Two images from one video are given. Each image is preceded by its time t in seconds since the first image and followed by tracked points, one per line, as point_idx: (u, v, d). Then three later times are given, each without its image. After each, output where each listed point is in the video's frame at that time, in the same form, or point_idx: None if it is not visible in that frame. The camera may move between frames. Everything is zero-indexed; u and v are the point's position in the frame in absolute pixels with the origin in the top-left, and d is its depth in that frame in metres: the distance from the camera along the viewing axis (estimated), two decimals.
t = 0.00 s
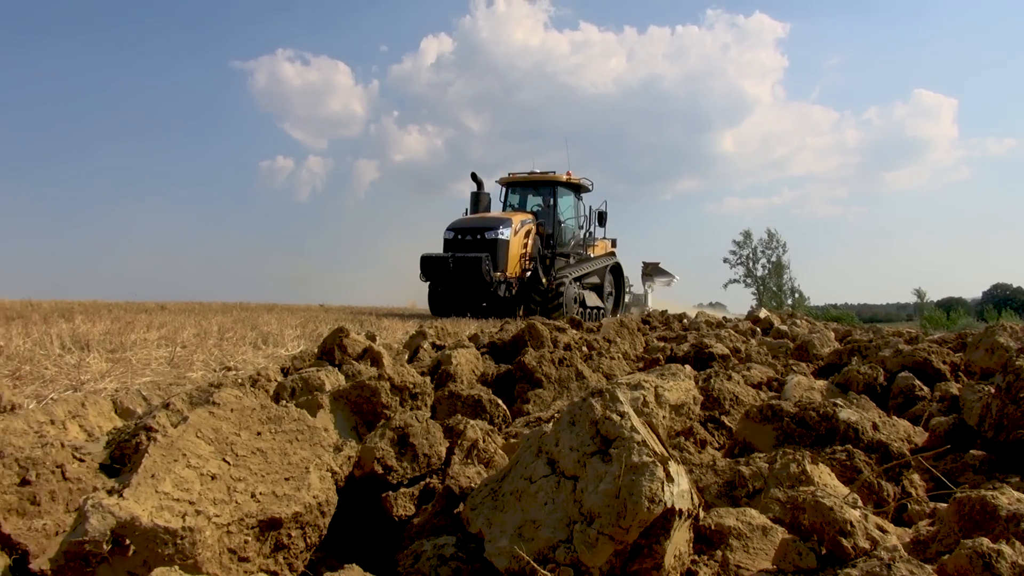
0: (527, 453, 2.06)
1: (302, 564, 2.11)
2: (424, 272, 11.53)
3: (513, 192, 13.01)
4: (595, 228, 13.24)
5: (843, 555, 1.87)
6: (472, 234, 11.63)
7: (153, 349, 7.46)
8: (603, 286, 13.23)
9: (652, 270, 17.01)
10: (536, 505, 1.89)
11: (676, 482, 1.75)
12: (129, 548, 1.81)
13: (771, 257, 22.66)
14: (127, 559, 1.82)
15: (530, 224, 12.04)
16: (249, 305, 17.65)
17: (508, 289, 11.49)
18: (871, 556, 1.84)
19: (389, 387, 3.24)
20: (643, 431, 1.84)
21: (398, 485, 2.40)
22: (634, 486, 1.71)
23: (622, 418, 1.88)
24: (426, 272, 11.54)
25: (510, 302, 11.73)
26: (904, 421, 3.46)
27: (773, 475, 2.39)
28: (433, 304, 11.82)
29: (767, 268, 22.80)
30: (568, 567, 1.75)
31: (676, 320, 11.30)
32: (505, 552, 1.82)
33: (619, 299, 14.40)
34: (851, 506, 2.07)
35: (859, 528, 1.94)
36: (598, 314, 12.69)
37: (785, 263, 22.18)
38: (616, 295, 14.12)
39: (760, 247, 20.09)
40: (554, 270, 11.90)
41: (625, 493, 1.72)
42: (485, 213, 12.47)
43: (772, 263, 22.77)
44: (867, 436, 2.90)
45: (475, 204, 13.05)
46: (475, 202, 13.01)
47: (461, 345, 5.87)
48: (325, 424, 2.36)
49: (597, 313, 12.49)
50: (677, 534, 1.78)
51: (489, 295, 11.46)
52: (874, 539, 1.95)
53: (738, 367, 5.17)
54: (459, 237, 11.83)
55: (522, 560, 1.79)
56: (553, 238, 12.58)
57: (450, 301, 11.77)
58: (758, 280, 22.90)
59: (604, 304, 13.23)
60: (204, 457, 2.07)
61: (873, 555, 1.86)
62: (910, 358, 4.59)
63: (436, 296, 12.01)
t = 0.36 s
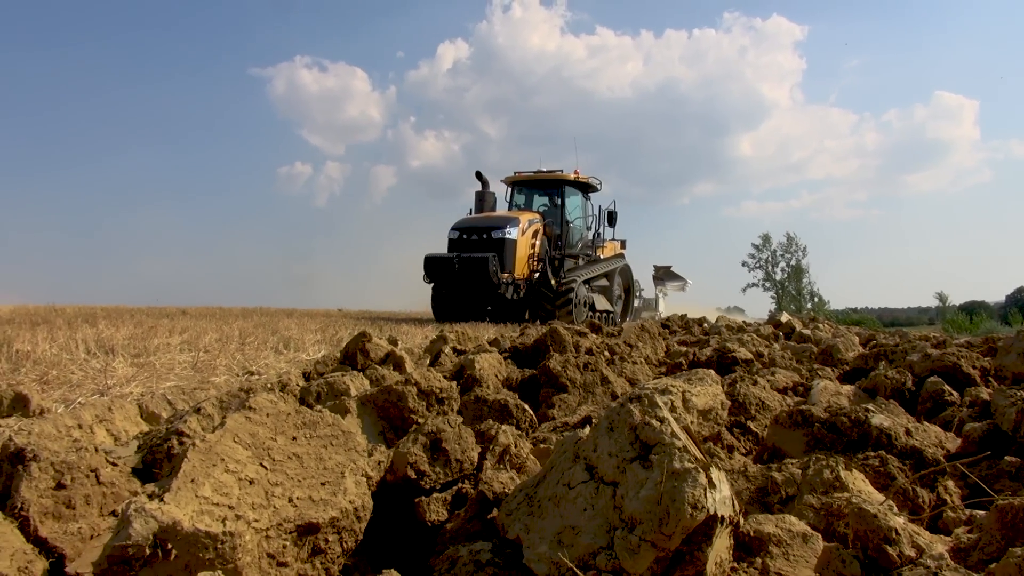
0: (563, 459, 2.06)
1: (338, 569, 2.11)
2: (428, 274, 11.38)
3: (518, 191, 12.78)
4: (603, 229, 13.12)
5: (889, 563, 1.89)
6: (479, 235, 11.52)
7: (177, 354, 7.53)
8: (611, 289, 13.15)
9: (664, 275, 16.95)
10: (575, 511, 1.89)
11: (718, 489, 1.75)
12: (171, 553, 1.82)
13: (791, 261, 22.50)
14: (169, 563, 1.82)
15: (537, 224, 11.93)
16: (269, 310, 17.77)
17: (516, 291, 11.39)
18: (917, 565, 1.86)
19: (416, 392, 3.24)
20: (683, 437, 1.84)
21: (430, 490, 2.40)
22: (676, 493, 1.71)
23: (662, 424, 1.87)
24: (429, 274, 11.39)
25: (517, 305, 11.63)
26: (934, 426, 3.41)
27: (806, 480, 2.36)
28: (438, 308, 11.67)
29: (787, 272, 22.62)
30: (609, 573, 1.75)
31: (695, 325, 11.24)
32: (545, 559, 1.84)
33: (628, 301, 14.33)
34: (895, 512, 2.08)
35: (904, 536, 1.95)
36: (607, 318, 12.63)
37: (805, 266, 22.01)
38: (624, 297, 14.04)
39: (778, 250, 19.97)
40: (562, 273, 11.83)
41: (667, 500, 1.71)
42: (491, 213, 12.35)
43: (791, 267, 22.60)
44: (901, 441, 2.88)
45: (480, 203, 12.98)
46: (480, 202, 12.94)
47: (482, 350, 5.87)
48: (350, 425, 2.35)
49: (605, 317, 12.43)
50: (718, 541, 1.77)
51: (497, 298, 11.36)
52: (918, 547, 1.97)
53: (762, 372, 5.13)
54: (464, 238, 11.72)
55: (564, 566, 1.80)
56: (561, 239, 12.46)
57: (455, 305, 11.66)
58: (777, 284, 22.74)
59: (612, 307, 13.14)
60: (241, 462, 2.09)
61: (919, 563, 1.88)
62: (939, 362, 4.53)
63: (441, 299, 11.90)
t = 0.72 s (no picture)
0: (599, 466, 2.10)
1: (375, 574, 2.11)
2: (432, 276, 11.13)
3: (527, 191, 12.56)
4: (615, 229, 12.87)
5: (936, 570, 1.92)
6: (484, 236, 11.27)
7: (202, 359, 7.59)
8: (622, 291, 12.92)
9: (677, 277, 16.81)
10: (614, 516, 1.91)
11: (760, 495, 1.76)
12: (212, 556, 1.84)
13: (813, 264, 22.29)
14: (210, 566, 1.84)
15: (544, 225, 11.65)
16: (291, 314, 17.89)
17: (523, 294, 11.15)
18: (964, 571, 1.90)
19: (444, 397, 3.25)
20: (723, 443, 1.87)
21: (463, 494, 2.40)
22: (718, 499, 1.73)
23: (701, 430, 1.91)
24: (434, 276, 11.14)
25: (523, 309, 11.39)
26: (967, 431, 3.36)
27: (841, 487, 2.35)
28: (442, 311, 11.44)
29: (809, 275, 22.42)
30: None
31: (717, 329, 11.16)
32: (583, 563, 1.84)
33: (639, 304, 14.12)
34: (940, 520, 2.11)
35: (950, 543, 1.98)
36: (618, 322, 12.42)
37: (827, 270, 21.80)
38: (636, 299, 13.81)
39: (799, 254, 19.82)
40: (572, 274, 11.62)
41: (709, 506, 1.74)
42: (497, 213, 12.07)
43: (813, 270, 22.39)
44: (936, 447, 2.86)
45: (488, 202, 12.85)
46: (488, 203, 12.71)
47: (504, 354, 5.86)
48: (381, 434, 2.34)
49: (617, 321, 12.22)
50: (760, 547, 1.77)
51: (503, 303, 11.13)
52: (965, 554, 1.99)
53: (788, 377, 5.08)
54: (469, 239, 11.47)
55: (603, 570, 1.81)
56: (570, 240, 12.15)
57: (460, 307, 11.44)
58: (799, 288, 22.54)
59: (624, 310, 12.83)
60: (279, 466, 2.10)
61: (966, 570, 1.91)
62: (970, 367, 4.48)
63: (446, 301, 11.69)
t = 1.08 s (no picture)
0: (634, 473, 2.12)
1: None
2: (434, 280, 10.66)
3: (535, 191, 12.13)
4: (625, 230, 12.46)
5: None
6: (489, 238, 10.80)
7: (227, 365, 7.66)
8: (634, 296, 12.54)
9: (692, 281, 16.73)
10: (653, 525, 1.93)
11: (802, 504, 1.79)
12: (254, 561, 1.84)
13: (836, 269, 22.06)
14: (251, 572, 1.85)
15: (551, 226, 11.16)
16: (313, 321, 18.01)
17: (529, 299, 10.70)
18: None
19: (472, 403, 3.25)
20: (763, 451, 1.89)
21: (496, 501, 2.41)
22: (760, 507, 1.76)
23: (740, 438, 1.93)
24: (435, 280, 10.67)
25: (531, 313, 10.98)
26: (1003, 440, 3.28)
27: (876, 496, 2.33)
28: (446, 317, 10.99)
29: (832, 280, 22.19)
30: None
31: (741, 335, 11.07)
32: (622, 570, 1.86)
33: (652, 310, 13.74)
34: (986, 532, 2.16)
35: (996, 553, 2.04)
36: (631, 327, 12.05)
37: (850, 275, 21.58)
38: (649, 305, 13.43)
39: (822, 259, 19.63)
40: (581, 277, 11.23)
41: (750, 514, 1.76)
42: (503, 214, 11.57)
43: (836, 276, 22.17)
44: (972, 455, 2.84)
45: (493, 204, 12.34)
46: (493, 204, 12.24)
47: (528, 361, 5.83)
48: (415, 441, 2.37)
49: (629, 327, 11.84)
50: (802, 558, 1.80)
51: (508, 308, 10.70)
52: (1011, 565, 2.03)
53: (815, 383, 5.02)
54: (472, 241, 10.99)
55: None
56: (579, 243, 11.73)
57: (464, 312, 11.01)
58: (822, 293, 22.31)
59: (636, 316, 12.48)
60: (316, 472, 2.12)
61: None
62: (1002, 374, 4.41)
63: (449, 306, 11.26)
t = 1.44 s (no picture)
0: (668, 480, 2.13)
1: None
2: (436, 282, 10.37)
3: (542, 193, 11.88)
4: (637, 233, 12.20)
5: None
6: (494, 239, 10.53)
7: (252, 371, 7.73)
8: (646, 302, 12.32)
9: (706, 288, 16.69)
10: (691, 532, 1.95)
11: (843, 512, 1.78)
12: (293, 566, 1.85)
13: (859, 275, 21.84)
14: None
15: (560, 227, 10.88)
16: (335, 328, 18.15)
17: (536, 303, 10.42)
18: None
19: (499, 409, 3.26)
20: (802, 458, 1.90)
21: (528, 508, 2.41)
22: (802, 515, 1.77)
23: (779, 444, 1.94)
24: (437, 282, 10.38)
25: (538, 318, 10.71)
26: None
27: (911, 504, 2.31)
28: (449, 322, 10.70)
29: (855, 287, 21.97)
30: None
31: (764, 341, 10.99)
32: None
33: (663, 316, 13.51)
34: None
35: None
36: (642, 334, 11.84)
37: (874, 281, 21.35)
38: (660, 310, 13.21)
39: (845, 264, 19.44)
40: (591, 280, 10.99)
41: (791, 522, 1.78)
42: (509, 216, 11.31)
43: (859, 282, 21.95)
44: (1008, 465, 2.84)
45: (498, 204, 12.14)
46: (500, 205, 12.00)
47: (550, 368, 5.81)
48: (449, 447, 2.42)
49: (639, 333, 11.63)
50: (843, 567, 1.80)
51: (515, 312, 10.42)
52: None
53: (842, 390, 4.97)
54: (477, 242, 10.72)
55: None
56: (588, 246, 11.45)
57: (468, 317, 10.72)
58: (845, 299, 22.09)
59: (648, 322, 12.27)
60: (353, 478, 2.15)
61: None
62: None
63: (451, 309, 10.95)
